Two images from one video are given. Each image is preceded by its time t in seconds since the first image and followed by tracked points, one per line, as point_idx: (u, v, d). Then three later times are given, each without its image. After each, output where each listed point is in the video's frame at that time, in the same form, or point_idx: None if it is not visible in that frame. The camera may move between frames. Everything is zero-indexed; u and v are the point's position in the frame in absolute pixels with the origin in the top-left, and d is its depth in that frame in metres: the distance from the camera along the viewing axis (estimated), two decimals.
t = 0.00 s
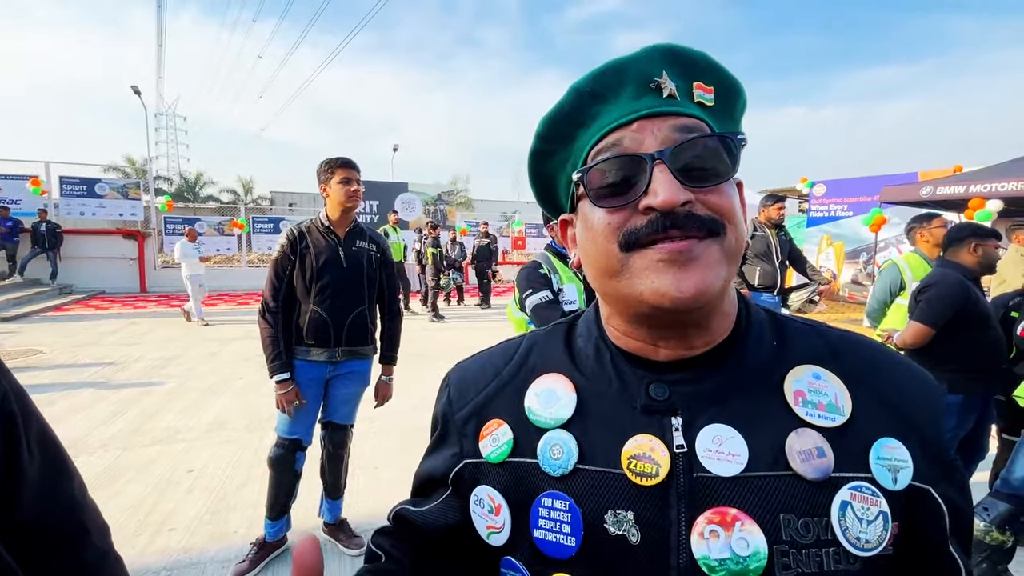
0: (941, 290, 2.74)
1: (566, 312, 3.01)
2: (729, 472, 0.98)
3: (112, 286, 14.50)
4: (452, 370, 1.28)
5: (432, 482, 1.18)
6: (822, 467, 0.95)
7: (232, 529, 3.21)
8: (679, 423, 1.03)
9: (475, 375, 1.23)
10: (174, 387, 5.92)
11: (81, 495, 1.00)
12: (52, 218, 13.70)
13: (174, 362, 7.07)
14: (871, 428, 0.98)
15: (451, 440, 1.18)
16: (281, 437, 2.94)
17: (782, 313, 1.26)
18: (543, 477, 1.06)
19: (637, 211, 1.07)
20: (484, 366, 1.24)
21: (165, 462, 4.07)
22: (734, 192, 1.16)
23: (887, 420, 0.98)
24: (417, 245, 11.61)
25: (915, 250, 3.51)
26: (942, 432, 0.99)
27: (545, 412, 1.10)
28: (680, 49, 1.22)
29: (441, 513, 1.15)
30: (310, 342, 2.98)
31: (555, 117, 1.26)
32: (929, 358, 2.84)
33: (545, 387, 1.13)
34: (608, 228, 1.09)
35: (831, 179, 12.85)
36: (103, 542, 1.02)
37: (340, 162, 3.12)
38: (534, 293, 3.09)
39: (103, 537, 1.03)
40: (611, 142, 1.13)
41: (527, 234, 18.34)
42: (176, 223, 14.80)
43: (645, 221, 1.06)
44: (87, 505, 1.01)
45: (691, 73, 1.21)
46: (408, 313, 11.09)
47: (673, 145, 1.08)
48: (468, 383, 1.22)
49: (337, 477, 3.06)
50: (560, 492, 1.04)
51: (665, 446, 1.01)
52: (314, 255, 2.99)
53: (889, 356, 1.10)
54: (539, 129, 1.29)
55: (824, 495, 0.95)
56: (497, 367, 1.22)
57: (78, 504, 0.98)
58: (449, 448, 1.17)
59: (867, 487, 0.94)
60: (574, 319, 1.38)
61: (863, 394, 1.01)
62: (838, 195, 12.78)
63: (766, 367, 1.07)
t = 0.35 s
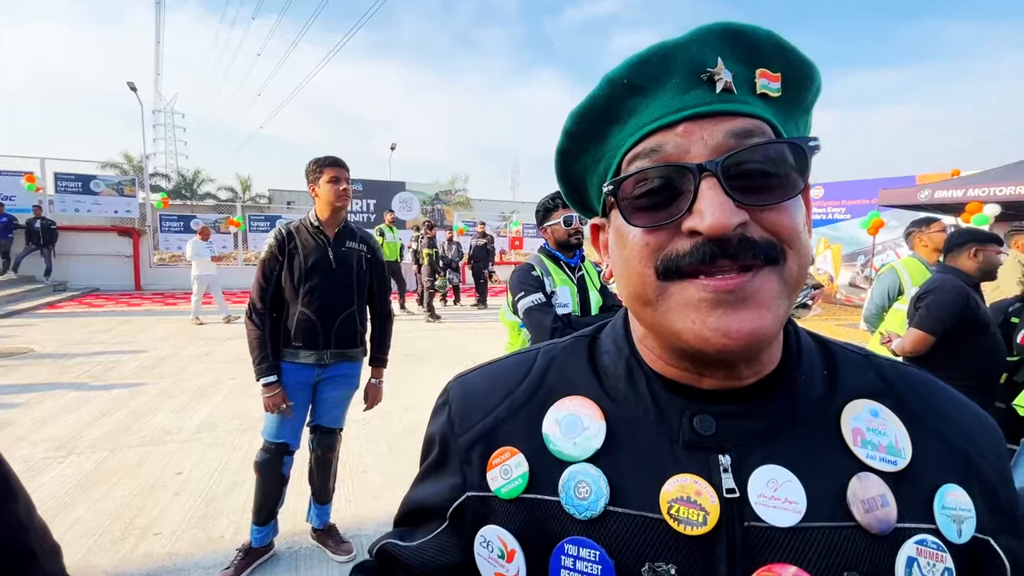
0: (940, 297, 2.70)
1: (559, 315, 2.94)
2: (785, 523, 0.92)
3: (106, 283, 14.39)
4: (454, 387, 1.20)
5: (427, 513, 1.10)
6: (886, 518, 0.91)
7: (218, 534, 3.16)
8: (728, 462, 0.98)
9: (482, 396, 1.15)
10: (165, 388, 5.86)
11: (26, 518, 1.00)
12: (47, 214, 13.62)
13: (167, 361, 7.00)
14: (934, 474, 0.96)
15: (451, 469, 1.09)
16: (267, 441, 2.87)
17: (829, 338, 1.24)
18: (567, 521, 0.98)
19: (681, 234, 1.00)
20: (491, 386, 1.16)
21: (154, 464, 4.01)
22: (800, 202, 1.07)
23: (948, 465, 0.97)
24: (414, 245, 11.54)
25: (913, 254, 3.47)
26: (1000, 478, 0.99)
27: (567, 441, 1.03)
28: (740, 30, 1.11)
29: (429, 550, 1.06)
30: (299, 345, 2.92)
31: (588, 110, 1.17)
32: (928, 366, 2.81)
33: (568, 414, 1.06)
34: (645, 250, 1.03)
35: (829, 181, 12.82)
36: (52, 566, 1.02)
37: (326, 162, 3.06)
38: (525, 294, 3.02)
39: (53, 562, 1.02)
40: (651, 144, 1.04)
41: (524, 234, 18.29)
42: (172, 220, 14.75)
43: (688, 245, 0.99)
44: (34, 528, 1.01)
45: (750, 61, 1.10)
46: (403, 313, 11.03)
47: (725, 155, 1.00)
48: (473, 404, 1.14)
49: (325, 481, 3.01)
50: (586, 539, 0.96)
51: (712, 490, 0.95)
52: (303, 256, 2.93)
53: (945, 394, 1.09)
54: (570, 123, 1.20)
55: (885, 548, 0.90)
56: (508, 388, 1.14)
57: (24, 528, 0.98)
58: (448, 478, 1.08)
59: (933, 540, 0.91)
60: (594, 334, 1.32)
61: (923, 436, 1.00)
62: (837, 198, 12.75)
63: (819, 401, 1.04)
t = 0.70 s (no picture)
0: (950, 298, 2.69)
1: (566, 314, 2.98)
2: (717, 476, 0.95)
3: (115, 280, 14.50)
4: (392, 385, 1.14)
5: (371, 520, 1.04)
6: (800, 464, 0.98)
7: (227, 527, 3.19)
8: (663, 427, 1.00)
9: (421, 391, 1.10)
10: (174, 383, 5.90)
11: (49, 505, 1.02)
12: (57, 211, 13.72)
13: (175, 357, 7.05)
14: (835, 423, 1.05)
15: (393, 470, 1.03)
16: (277, 435, 2.89)
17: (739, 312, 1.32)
18: (516, 500, 0.96)
19: (612, 216, 1.02)
20: (432, 380, 1.12)
21: (164, 458, 4.05)
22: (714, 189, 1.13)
23: (846, 415, 1.07)
24: (420, 242, 11.58)
25: (924, 254, 3.44)
26: (884, 423, 1.11)
27: (510, 425, 1.01)
28: (661, 26, 1.16)
29: (376, 558, 1.00)
30: (308, 340, 2.94)
31: (521, 97, 1.17)
32: (939, 365, 2.80)
33: (511, 397, 1.04)
34: (580, 232, 1.04)
35: (837, 181, 12.77)
36: (72, 553, 1.04)
37: (336, 158, 3.08)
38: (534, 290, 3.05)
39: (73, 547, 1.05)
40: (584, 134, 1.07)
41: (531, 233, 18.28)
42: (180, 217, 14.83)
43: (620, 227, 1.01)
44: (56, 515, 1.03)
45: (671, 57, 1.14)
46: (409, 311, 11.06)
47: (651, 145, 1.04)
48: (412, 399, 1.09)
49: (333, 476, 3.02)
50: (536, 516, 0.95)
51: (651, 453, 0.97)
52: (313, 252, 2.95)
53: (839, 355, 1.20)
54: (504, 112, 1.20)
55: (803, 491, 0.97)
56: (449, 379, 1.11)
57: (45, 513, 1.00)
58: (390, 480, 1.03)
59: (837, 481, 0.99)
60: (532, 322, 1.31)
61: (826, 391, 1.09)
62: (845, 198, 12.69)
63: (738, 366, 1.09)
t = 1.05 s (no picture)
0: (970, 299, 2.66)
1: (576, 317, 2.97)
2: (604, 471, 0.98)
3: (131, 277, 14.66)
4: (307, 392, 1.17)
5: (291, 521, 1.09)
6: (685, 455, 1.01)
7: (240, 523, 3.21)
8: (555, 425, 1.02)
9: (333, 396, 1.14)
10: (186, 379, 5.96)
11: (73, 501, 1.03)
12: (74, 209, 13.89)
13: (189, 354, 7.11)
14: (724, 413, 1.08)
15: (308, 473, 1.08)
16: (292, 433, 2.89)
17: (642, 306, 1.33)
18: (415, 502, 1.00)
19: (507, 203, 1.03)
20: (344, 386, 1.15)
21: (179, 454, 4.09)
22: (599, 187, 1.16)
23: (735, 405, 1.09)
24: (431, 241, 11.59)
25: (944, 254, 3.40)
26: (772, 409, 1.15)
27: (412, 429, 1.05)
28: (544, 37, 1.19)
29: (291, 550, 1.04)
30: (323, 338, 2.97)
31: (415, 98, 1.19)
32: (959, 367, 2.76)
33: (414, 402, 1.07)
34: (478, 223, 1.04)
35: (852, 180, 12.61)
36: (95, 549, 1.05)
37: (350, 157, 3.09)
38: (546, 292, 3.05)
39: (97, 545, 1.06)
40: (476, 130, 1.09)
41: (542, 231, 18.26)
42: (194, 215, 14.96)
43: (514, 213, 1.02)
44: (79, 511, 1.04)
45: (555, 65, 1.18)
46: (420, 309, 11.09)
47: (538, 136, 1.06)
48: (325, 406, 1.13)
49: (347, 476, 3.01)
50: (434, 515, 0.98)
51: (541, 452, 1.00)
52: (327, 251, 2.97)
53: (735, 345, 1.22)
54: (401, 112, 1.22)
55: (687, 480, 1.01)
56: (359, 385, 1.14)
57: (69, 510, 1.01)
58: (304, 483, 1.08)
59: (722, 469, 1.03)
60: (445, 326, 1.32)
61: (717, 382, 1.11)
62: (859, 196, 12.51)
63: (633, 363, 1.10)
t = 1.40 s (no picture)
0: (999, 301, 2.60)
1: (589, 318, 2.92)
2: (572, 449, 1.01)
3: (151, 276, 14.90)
4: (297, 384, 1.21)
5: (281, 506, 1.13)
6: (651, 432, 1.02)
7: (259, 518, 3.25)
8: (528, 408, 1.05)
9: (322, 387, 1.18)
10: (206, 376, 6.05)
11: (108, 495, 1.07)
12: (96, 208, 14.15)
13: (207, 351, 7.21)
14: (688, 394, 1.07)
15: (299, 459, 1.13)
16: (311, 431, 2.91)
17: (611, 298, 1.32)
18: (397, 480, 1.04)
19: (480, 226, 1.06)
20: (331, 376, 1.19)
21: (199, 449, 4.15)
22: (568, 201, 1.17)
23: (699, 387, 1.08)
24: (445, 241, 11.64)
25: (970, 254, 3.33)
26: (738, 391, 1.12)
27: (396, 414, 1.09)
28: (514, 55, 1.17)
29: (287, 535, 1.09)
30: (341, 336, 3.01)
31: (390, 119, 1.18)
32: (987, 371, 2.70)
33: (397, 389, 1.11)
34: (453, 243, 1.07)
35: (872, 178, 12.42)
36: (130, 541, 1.09)
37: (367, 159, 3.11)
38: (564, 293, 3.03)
39: (133, 537, 1.10)
40: (450, 156, 1.09)
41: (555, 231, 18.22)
42: (211, 215, 15.17)
43: (487, 236, 1.05)
44: (115, 505, 1.08)
45: (526, 82, 1.16)
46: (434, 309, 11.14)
47: (508, 160, 1.07)
48: (314, 395, 1.17)
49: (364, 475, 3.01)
50: (415, 492, 1.03)
51: (515, 431, 1.03)
52: (346, 250, 3.00)
53: (700, 331, 1.19)
54: (375, 130, 1.20)
55: (652, 456, 1.02)
56: (346, 375, 1.18)
57: (105, 504, 1.05)
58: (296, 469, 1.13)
59: (687, 446, 1.03)
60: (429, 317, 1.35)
61: (682, 366, 1.10)
62: (880, 195, 12.31)
63: (600, 350, 1.11)
